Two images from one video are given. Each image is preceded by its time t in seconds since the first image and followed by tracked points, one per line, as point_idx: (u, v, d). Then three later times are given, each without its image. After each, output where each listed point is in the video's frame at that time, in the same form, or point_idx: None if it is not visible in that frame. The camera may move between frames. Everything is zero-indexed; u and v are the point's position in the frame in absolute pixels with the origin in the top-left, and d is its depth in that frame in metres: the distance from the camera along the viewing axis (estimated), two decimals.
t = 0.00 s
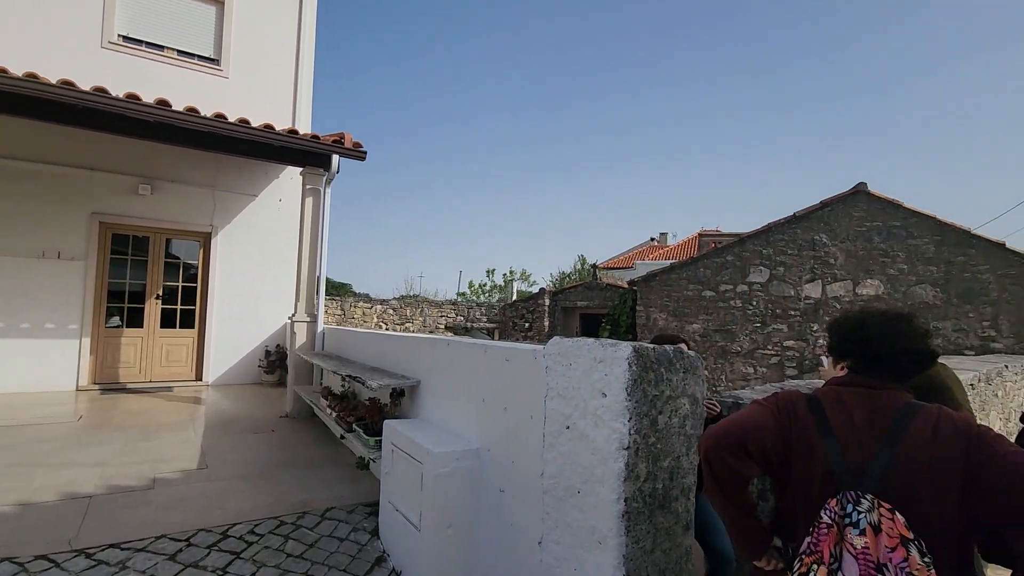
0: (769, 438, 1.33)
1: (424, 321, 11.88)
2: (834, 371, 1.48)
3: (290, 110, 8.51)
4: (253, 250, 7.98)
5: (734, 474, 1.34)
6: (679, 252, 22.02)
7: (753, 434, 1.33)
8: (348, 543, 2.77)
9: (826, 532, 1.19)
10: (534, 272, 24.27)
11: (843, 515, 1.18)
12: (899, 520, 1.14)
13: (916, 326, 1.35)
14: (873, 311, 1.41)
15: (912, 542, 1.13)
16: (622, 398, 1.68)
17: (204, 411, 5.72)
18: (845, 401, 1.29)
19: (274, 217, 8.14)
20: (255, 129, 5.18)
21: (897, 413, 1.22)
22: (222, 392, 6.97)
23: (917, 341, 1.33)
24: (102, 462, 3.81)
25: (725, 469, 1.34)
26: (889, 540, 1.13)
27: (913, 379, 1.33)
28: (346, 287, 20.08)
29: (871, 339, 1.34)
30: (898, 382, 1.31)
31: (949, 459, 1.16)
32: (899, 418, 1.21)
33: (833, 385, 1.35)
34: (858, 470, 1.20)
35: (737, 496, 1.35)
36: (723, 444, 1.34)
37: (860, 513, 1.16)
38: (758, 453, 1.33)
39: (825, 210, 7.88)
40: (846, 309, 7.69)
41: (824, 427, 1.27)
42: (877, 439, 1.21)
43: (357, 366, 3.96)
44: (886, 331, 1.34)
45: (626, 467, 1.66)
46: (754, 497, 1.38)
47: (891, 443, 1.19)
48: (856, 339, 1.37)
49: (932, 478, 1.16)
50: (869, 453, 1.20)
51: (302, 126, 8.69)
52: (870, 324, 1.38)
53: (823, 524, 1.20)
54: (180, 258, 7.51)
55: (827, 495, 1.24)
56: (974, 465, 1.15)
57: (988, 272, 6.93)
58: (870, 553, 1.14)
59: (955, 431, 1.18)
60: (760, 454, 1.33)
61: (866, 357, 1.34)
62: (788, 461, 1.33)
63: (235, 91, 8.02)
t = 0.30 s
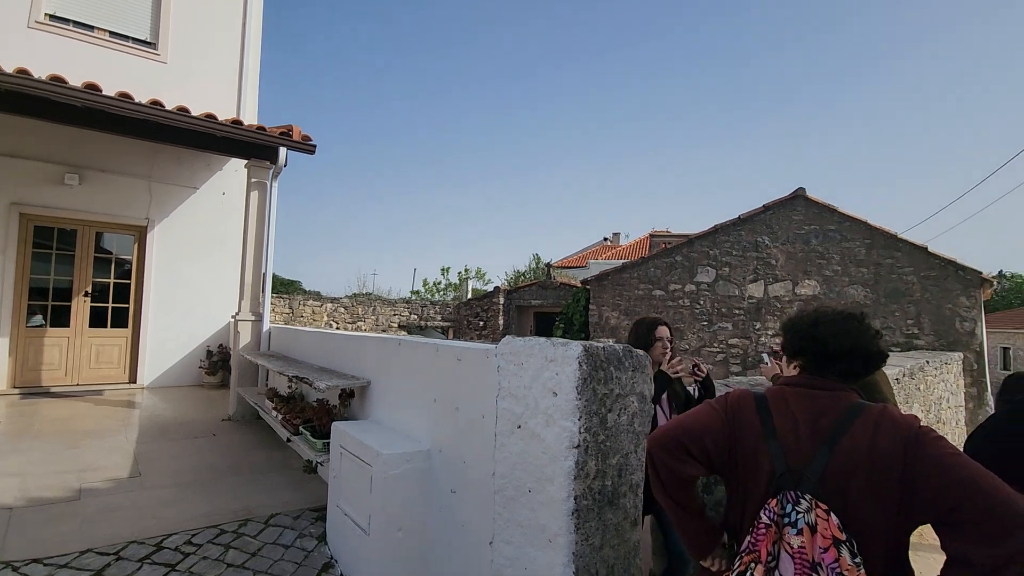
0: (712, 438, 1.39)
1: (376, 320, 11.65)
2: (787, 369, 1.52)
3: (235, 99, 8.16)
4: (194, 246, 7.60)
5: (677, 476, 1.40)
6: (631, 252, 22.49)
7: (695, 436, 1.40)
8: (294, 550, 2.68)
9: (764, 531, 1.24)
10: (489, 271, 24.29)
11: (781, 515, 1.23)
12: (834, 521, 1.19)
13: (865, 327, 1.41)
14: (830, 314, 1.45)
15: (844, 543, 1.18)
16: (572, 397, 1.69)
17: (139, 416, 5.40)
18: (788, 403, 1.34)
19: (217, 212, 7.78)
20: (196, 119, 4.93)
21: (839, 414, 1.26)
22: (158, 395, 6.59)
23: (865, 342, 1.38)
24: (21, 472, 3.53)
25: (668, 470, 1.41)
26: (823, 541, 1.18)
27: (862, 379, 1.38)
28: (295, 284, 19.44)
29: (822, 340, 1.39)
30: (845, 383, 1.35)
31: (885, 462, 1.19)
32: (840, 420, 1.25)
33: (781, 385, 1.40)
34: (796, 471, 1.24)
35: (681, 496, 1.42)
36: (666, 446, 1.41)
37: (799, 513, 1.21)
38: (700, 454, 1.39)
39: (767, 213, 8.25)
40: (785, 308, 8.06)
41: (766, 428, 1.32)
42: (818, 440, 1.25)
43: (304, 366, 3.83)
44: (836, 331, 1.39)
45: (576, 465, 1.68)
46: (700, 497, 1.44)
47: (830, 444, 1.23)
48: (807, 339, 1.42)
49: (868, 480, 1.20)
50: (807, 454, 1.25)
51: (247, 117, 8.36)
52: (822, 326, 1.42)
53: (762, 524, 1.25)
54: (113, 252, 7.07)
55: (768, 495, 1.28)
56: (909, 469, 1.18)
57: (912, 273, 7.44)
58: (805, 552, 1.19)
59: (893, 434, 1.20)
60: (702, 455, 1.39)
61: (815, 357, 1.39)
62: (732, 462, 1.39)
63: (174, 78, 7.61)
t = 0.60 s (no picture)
0: (669, 438, 1.43)
1: (335, 318, 11.41)
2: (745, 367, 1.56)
3: (184, 89, 7.82)
4: (139, 241, 7.25)
5: (635, 473, 1.45)
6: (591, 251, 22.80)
7: (653, 434, 1.44)
8: (245, 557, 2.59)
9: (718, 526, 1.27)
10: (451, 269, 24.20)
11: (734, 510, 1.26)
12: (783, 516, 1.22)
13: (819, 328, 1.45)
14: (786, 315, 1.49)
15: (792, 537, 1.22)
16: (530, 395, 1.70)
17: (77, 420, 5.10)
18: (744, 403, 1.38)
19: (165, 206, 7.45)
20: (143, 108, 4.70)
21: (792, 414, 1.30)
22: (100, 398, 6.25)
23: (820, 343, 1.42)
24: None
25: (626, 467, 1.46)
26: (772, 535, 1.22)
27: (816, 379, 1.42)
28: (250, 281, 18.84)
29: (779, 341, 1.43)
30: (800, 383, 1.40)
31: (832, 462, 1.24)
32: (793, 419, 1.30)
33: (740, 384, 1.43)
34: (749, 467, 1.29)
35: (639, 493, 1.47)
36: (624, 445, 1.46)
37: (751, 508, 1.24)
38: (656, 451, 1.44)
39: (721, 215, 8.51)
40: (739, 307, 8.35)
41: (721, 427, 1.37)
42: (770, 438, 1.30)
43: (257, 367, 3.71)
44: (793, 332, 1.43)
45: (534, 464, 1.69)
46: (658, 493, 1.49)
47: (782, 443, 1.28)
48: (765, 339, 1.45)
49: (816, 478, 1.24)
50: (759, 452, 1.30)
51: (197, 108, 8.03)
52: (779, 326, 1.46)
53: (716, 519, 1.28)
54: (50, 247, 6.65)
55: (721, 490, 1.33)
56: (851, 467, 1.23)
57: (855, 273, 7.84)
58: (756, 545, 1.22)
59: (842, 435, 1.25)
60: (660, 452, 1.44)
61: (772, 356, 1.42)
62: (688, 459, 1.43)
63: (118, 64, 7.22)
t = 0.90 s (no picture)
0: (634, 422, 1.45)
1: (300, 317, 11.18)
2: (710, 364, 1.58)
3: (140, 78, 7.50)
4: (91, 236, 6.92)
5: (600, 456, 1.46)
6: (561, 250, 23.00)
7: (619, 418, 1.46)
8: (202, 563, 2.50)
9: (686, 517, 1.28)
10: (419, 267, 24.07)
11: (701, 501, 1.27)
12: (748, 506, 1.24)
13: (782, 325, 1.48)
14: (749, 311, 1.52)
15: (757, 527, 1.23)
16: (498, 393, 1.69)
17: (21, 424, 4.84)
18: (709, 393, 1.40)
19: (118, 200, 7.13)
20: (95, 97, 4.48)
21: (756, 404, 1.33)
22: (46, 401, 5.94)
23: (783, 340, 1.45)
24: None
25: (594, 451, 1.47)
26: (738, 525, 1.23)
27: (780, 374, 1.45)
28: (211, 279, 18.28)
29: (742, 337, 1.45)
30: (764, 376, 1.42)
31: (795, 447, 1.26)
32: (757, 410, 1.32)
33: (706, 376, 1.46)
34: (715, 458, 1.30)
35: (604, 476, 1.48)
36: (590, 427, 1.47)
37: (717, 497, 1.25)
38: (622, 435, 1.46)
39: (687, 215, 8.68)
40: (703, 306, 8.53)
41: (688, 415, 1.39)
42: (736, 429, 1.32)
43: (216, 367, 3.58)
44: (756, 328, 1.46)
45: (502, 461, 1.67)
46: (623, 479, 1.50)
47: (747, 432, 1.30)
48: (729, 335, 1.48)
49: (780, 465, 1.26)
50: (724, 441, 1.31)
51: (154, 98, 7.71)
52: (744, 322, 1.49)
53: (685, 510, 1.29)
54: None
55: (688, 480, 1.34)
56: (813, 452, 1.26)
57: (813, 273, 8.11)
58: (722, 535, 1.23)
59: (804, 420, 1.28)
60: (625, 437, 1.46)
61: (736, 350, 1.45)
62: (653, 445, 1.45)
63: (67, 50, 6.86)
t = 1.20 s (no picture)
0: (610, 428, 1.46)
1: (272, 317, 10.97)
2: (684, 362, 1.62)
3: (103, 69, 7.24)
4: (50, 232, 6.65)
5: (575, 452, 1.48)
6: (536, 250, 23.08)
7: (594, 415, 1.48)
8: (169, 569, 2.43)
9: (652, 511, 1.31)
10: (394, 266, 23.87)
11: (669, 495, 1.30)
12: (715, 503, 1.27)
13: (753, 325, 1.52)
14: (721, 310, 1.55)
15: (719, 523, 1.26)
16: (475, 392, 1.69)
17: None
18: (682, 391, 1.43)
19: (80, 195, 6.87)
20: (57, 88, 4.32)
21: (728, 404, 1.36)
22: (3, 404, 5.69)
23: (753, 339, 1.49)
24: None
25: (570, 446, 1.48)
26: (701, 520, 1.26)
27: (750, 372, 1.49)
28: (177, 277, 17.77)
29: (715, 336, 1.48)
30: (735, 375, 1.46)
31: (765, 447, 1.30)
32: (728, 409, 1.35)
33: (678, 375, 1.48)
34: (688, 455, 1.33)
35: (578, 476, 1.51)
36: (566, 426, 1.49)
37: (685, 494, 1.28)
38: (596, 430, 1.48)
39: (660, 216, 8.81)
40: (676, 305, 8.67)
41: (663, 413, 1.41)
42: (708, 427, 1.35)
43: (184, 367, 3.49)
44: (729, 327, 1.49)
45: (479, 460, 1.68)
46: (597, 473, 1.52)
47: (718, 432, 1.33)
48: (702, 333, 1.51)
49: (749, 463, 1.30)
50: (696, 439, 1.35)
51: (118, 91, 7.46)
52: (716, 322, 1.52)
53: (651, 504, 1.31)
54: None
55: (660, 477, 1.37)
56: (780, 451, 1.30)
57: (782, 274, 8.33)
58: (686, 529, 1.26)
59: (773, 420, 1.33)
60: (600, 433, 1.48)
61: (710, 349, 1.48)
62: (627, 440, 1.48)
63: (25, 38, 6.57)
